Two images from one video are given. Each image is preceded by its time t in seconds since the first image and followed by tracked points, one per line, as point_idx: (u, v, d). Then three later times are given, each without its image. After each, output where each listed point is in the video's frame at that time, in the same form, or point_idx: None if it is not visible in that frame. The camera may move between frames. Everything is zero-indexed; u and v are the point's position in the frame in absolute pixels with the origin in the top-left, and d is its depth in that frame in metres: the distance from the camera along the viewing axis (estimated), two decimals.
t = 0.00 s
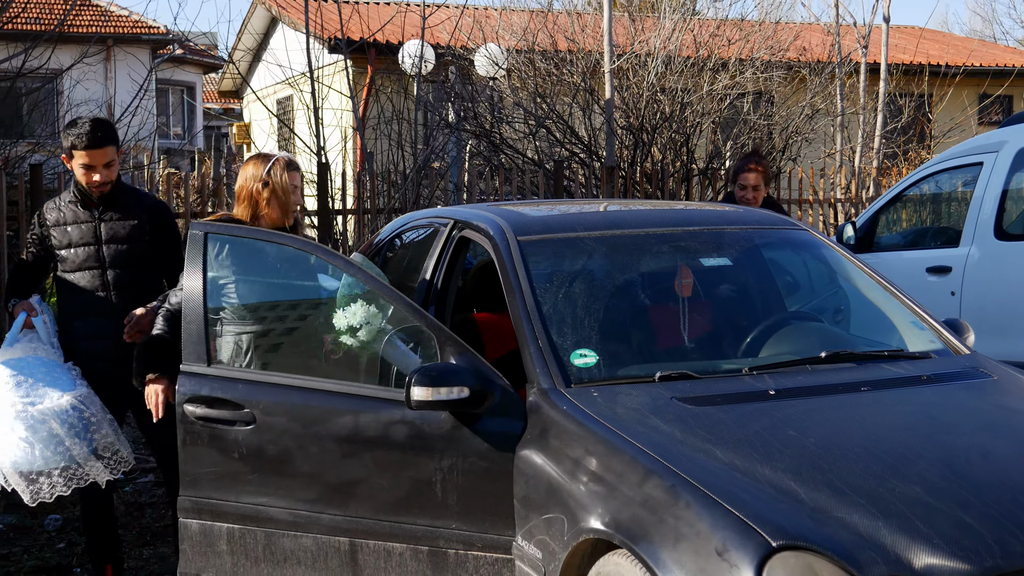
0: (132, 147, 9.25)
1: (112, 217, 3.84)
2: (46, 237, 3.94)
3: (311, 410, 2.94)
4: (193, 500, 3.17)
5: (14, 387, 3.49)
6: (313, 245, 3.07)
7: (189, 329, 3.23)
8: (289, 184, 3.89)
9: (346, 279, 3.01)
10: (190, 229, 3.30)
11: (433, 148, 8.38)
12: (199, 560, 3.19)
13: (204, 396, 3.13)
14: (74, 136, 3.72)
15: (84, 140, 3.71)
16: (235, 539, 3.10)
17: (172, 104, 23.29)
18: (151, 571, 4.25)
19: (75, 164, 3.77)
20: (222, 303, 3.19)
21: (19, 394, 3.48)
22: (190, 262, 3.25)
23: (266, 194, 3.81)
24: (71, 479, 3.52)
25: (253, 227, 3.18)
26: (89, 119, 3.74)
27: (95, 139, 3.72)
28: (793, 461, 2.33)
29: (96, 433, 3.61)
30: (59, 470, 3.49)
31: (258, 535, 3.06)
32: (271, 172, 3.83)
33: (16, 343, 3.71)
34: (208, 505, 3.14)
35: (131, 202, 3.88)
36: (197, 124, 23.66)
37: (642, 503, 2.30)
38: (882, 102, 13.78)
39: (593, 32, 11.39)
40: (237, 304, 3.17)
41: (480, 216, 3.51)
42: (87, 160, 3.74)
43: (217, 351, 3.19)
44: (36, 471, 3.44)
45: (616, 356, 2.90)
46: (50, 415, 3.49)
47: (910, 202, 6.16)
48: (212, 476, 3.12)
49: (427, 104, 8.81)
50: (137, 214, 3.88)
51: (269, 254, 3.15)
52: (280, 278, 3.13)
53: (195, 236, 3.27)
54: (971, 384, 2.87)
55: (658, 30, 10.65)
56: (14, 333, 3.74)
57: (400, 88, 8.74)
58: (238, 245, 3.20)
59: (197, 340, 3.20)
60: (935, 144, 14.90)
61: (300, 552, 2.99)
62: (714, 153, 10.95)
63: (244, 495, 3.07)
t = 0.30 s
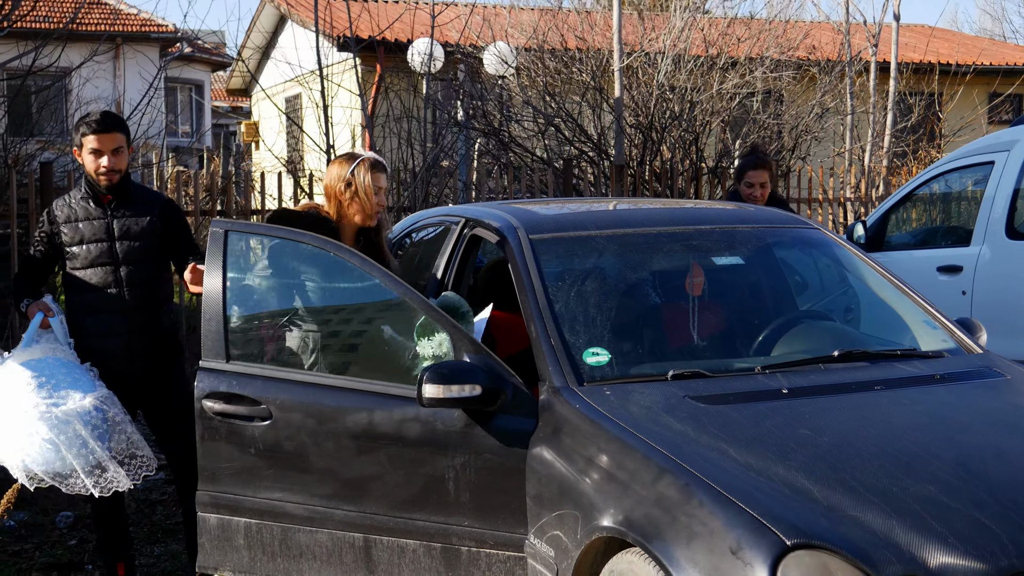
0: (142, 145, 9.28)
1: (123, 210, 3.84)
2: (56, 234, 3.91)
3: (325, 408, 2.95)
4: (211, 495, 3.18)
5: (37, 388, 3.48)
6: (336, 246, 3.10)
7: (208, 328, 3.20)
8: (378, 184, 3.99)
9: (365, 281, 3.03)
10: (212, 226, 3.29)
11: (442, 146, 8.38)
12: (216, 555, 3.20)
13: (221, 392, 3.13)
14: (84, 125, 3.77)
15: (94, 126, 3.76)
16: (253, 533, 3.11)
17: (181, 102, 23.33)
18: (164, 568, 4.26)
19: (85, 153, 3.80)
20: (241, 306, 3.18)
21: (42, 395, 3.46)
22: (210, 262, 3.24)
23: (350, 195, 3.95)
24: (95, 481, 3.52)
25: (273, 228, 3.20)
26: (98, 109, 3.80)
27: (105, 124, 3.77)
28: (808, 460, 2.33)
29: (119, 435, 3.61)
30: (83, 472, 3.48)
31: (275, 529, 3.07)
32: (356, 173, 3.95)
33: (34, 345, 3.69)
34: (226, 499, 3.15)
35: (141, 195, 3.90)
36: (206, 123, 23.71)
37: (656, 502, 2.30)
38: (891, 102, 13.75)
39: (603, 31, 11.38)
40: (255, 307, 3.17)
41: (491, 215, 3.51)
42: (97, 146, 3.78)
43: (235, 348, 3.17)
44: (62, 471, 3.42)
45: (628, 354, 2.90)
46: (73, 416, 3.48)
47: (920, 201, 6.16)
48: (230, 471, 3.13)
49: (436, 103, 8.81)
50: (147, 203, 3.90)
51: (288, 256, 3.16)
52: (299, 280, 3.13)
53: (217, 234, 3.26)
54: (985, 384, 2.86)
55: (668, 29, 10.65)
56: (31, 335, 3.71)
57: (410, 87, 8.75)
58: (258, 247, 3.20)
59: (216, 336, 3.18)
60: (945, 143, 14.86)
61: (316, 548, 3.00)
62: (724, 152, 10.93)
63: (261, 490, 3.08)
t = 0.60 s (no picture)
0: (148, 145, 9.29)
1: (132, 209, 3.84)
2: (66, 233, 3.91)
3: (335, 406, 2.95)
4: (222, 493, 3.17)
5: (61, 388, 3.54)
6: (349, 247, 3.08)
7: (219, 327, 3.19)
8: (419, 189, 3.71)
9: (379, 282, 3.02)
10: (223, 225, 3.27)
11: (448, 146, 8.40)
12: (228, 553, 3.20)
13: (232, 390, 3.12)
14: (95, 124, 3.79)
15: (104, 124, 3.78)
16: (263, 531, 3.11)
17: (186, 102, 23.35)
18: (172, 567, 4.27)
19: (96, 151, 3.81)
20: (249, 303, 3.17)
21: (65, 397, 3.52)
22: (221, 260, 3.23)
23: (389, 198, 3.70)
24: (117, 479, 3.62)
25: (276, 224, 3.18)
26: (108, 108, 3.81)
27: (115, 122, 3.78)
28: (819, 459, 2.32)
29: (141, 433, 3.68)
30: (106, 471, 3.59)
31: (285, 528, 3.06)
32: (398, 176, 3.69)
33: (53, 345, 3.70)
34: (236, 498, 3.14)
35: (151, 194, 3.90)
36: (212, 123, 23.73)
37: (667, 501, 2.29)
38: (898, 100, 13.72)
39: (609, 30, 11.38)
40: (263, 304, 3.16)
41: (500, 214, 3.51)
42: (107, 143, 3.79)
43: (247, 348, 3.16)
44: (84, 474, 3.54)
45: (638, 354, 2.90)
46: (98, 416, 3.54)
47: (927, 200, 6.16)
48: (241, 469, 3.12)
49: (442, 103, 8.81)
50: (157, 202, 3.90)
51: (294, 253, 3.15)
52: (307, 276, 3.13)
53: (229, 233, 3.24)
54: (996, 383, 2.85)
55: (674, 28, 10.64)
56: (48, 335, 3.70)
57: (417, 86, 8.76)
58: (271, 245, 3.18)
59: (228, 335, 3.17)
60: (951, 141, 14.85)
61: (326, 546, 3.00)
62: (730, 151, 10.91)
63: (271, 488, 3.07)
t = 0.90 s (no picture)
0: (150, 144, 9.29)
1: (153, 212, 3.86)
2: (84, 233, 3.94)
3: (333, 409, 2.92)
4: (211, 501, 3.13)
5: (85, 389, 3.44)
6: (340, 246, 3.06)
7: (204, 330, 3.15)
8: (427, 189, 3.65)
9: (372, 281, 3.00)
10: (205, 226, 3.25)
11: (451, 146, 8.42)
12: (217, 562, 3.15)
13: (221, 394, 3.07)
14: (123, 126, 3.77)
15: (134, 128, 3.76)
16: (255, 540, 3.07)
17: (188, 102, 23.36)
18: (174, 568, 4.27)
19: (123, 154, 3.80)
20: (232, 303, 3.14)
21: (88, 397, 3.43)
22: (205, 262, 3.19)
23: (395, 198, 3.66)
24: (142, 479, 3.54)
25: (274, 225, 3.14)
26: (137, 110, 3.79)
27: (144, 126, 3.77)
28: (822, 458, 2.32)
29: (164, 433, 3.60)
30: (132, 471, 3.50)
31: (278, 535, 3.04)
32: (406, 174, 3.64)
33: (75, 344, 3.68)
34: (226, 506, 3.10)
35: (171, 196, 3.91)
36: (214, 123, 23.73)
37: (670, 501, 2.30)
38: (901, 99, 13.71)
39: (611, 29, 11.38)
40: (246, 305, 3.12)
41: (503, 214, 3.50)
42: (135, 148, 3.78)
43: (234, 350, 3.12)
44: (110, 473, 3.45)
45: (641, 353, 2.90)
46: (123, 416, 3.45)
47: (930, 198, 6.16)
48: (232, 477, 3.08)
49: (445, 102, 8.82)
50: (179, 206, 3.91)
51: (287, 256, 3.11)
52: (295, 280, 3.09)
53: (211, 234, 3.21)
54: (999, 382, 2.86)
55: (676, 27, 10.63)
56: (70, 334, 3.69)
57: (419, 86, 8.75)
58: (258, 244, 3.15)
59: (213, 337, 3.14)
60: (953, 140, 14.83)
61: (323, 552, 2.98)
62: (732, 150, 10.89)
63: (264, 495, 3.04)
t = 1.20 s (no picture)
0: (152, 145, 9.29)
1: (170, 211, 3.80)
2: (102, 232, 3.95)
3: (330, 412, 2.88)
4: (200, 509, 3.03)
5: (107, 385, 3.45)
6: (336, 251, 3.01)
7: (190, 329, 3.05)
8: (422, 198, 3.55)
9: (370, 286, 2.99)
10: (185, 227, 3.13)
11: (453, 146, 8.43)
12: (205, 571, 3.06)
13: (211, 400, 2.98)
14: (144, 127, 3.75)
15: (154, 129, 3.74)
16: (246, 548, 3.01)
17: (191, 103, 23.38)
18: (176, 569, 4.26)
19: (143, 156, 3.78)
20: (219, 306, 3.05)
21: (110, 392, 3.44)
22: (187, 261, 3.07)
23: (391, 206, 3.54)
24: (168, 475, 3.47)
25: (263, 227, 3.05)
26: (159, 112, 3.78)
27: (164, 128, 3.75)
28: (825, 459, 2.32)
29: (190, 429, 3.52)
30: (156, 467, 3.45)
31: (272, 542, 2.98)
32: (400, 183, 3.55)
33: (94, 342, 3.67)
34: (217, 513, 3.02)
35: (190, 199, 3.85)
36: (216, 123, 23.74)
37: (671, 502, 2.29)
38: (903, 99, 13.69)
39: (613, 29, 11.39)
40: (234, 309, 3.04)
41: (505, 214, 3.49)
42: (154, 149, 3.75)
43: (225, 354, 3.04)
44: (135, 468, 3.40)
45: (643, 354, 2.89)
46: (146, 410, 3.42)
47: (932, 199, 6.14)
48: (223, 484, 3.00)
49: (447, 102, 8.82)
50: (197, 209, 3.85)
51: (280, 259, 3.04)
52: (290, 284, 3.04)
53: (193, 235, 3.09)
54: (1002, 382, 2.85)
55: (678, 28, 10.64)
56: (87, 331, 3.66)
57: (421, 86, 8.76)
58: (246, 246, 3.05)
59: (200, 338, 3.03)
60: (956, 140, 14.82)
61: (317, 558, 2.93)
62: (734, 150, 10.88)
63: (257, 502, 2.97)
